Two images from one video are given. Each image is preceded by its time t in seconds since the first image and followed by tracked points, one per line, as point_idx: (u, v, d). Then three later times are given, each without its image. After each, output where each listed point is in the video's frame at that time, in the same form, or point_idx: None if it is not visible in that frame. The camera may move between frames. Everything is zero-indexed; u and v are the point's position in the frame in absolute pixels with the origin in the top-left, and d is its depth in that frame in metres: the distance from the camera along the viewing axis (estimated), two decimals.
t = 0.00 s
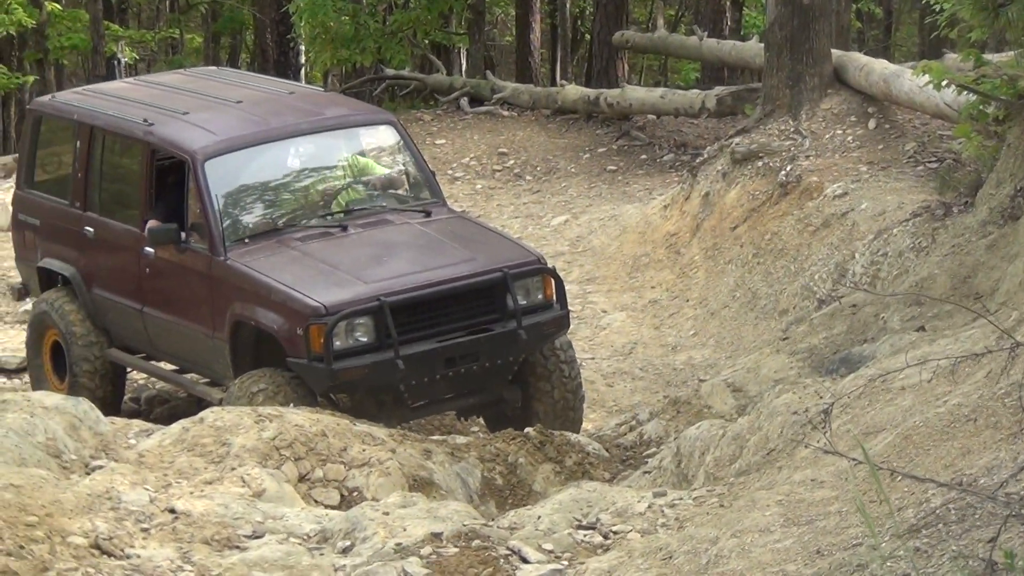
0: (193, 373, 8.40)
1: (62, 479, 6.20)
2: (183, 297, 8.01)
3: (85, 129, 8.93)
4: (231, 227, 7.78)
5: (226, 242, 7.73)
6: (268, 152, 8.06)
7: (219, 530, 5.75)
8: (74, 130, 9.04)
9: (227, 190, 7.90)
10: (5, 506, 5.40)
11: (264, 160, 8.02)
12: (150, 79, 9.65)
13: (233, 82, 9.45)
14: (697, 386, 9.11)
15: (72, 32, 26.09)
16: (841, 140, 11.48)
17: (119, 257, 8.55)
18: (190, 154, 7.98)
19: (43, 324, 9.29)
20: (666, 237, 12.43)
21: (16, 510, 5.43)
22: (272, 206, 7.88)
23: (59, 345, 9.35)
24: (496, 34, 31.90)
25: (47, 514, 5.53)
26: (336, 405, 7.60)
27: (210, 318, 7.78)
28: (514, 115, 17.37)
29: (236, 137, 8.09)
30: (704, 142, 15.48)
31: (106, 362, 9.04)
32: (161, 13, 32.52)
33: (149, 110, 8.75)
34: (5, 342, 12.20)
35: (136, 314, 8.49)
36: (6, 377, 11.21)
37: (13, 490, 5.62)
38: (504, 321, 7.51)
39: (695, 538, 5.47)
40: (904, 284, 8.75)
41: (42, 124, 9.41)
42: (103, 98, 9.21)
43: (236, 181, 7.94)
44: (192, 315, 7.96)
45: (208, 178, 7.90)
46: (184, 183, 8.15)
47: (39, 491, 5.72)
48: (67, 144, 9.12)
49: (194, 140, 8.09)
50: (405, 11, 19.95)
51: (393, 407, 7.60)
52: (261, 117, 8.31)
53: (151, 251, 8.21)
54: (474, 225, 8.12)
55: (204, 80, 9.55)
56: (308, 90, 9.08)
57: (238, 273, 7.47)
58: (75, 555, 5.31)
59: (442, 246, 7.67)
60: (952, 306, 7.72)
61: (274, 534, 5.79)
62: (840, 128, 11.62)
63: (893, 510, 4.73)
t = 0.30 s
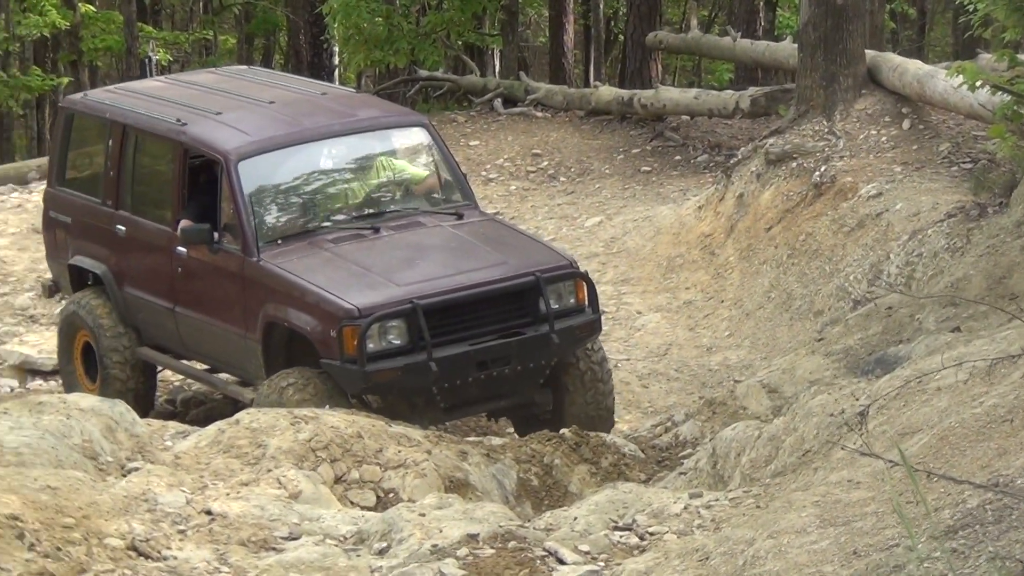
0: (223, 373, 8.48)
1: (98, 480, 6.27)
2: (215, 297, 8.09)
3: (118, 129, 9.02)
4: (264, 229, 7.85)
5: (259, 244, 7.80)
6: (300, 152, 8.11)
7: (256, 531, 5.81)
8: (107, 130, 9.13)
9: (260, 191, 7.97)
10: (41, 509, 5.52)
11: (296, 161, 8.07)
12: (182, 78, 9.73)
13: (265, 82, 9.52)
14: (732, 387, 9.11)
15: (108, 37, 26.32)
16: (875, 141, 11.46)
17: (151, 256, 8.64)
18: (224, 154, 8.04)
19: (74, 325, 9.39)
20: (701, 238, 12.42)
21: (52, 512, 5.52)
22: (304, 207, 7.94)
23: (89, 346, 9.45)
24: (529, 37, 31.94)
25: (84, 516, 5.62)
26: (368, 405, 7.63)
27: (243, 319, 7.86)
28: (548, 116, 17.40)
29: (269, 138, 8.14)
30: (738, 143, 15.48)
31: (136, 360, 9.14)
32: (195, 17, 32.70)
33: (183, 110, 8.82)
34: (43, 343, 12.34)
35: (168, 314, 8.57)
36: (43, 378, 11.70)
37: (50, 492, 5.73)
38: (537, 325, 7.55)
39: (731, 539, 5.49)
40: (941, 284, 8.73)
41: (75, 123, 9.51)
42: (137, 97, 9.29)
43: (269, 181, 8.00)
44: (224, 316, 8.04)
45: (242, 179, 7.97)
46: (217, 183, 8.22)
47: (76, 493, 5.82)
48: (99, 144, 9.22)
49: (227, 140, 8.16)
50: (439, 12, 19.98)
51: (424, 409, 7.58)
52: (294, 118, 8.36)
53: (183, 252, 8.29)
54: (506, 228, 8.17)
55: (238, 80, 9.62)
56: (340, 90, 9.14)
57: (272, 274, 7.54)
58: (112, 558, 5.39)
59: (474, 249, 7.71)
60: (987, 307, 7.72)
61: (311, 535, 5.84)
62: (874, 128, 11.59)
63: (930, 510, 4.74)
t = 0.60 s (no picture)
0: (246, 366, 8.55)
1: (128, 478, 6.33)
2: (238, 289, 8.16)
3: (143, 125, 9.12)
4: (287, 221, 7.91)
5: (282, 235, 7.87)
6: (324, 146, 8.18)
7: (285, 529, 5.86)
8: (132, 126, 9.24)
9: (284, 184, 8.03)
10: (71, 505, 5.61)
11: (320, 155, 8.13)
12: (208, 78, 9.84)
13: (291, 82, 9.61)
14: (762, 387, 9.11)
15: (141, 36, 26.51)
16: (907, 142, 11.44)
17: (175, 250, 8.71)
18: (248, 148, 8.11)
19: (98, 322, 9.49)
20: (732, 238, 12.41)
21: (82, 509, 5.61)
22: (328, 200, 8.00)
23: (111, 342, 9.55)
24: (561, 36, 31.95)
25: (114, 513, 5.69)
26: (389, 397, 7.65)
27: (265, 310, 7.92)
28: (579, 116, 17.41)
29: (293, 132, 8.21)
30: (770, 143, 15.46)
31: (159, 355, 9.21)
32: (228, 15, 32.86)
33: (208, 106, 8.91)
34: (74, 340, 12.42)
35: (191, 307, 8.65)
36: (74, 375, 11.89)
37: (80, 490, 5.82)
38: (557, 317, 7.58)
39: (761, 539, 5.50)
40: (973, 287, 8.72)
41: (100, 120, 9.62)
42: (164, 94, 9.38)
43: (293, 174, 8.06)
44: (247, 307, 8.10)
45: (266, 172, 8.04)
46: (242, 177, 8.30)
47: (107, 491, 5.91)
48: (124, 141, 9.33)
49: (251, 134, 8.23)
50: (471, 12, 19.98)
51: (445, 399, 7.56)
52: (319, 114, 8.43)
53: (207, 244, 8.36)
54: (527, 223, 8.21)
55: (263, 80, 9.71)
56: (365, 90, 9.21)
57: (295, 265, 7.61)
58: (141, 554, 5.44)
59: (495, 243, 7.75)
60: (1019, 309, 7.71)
61: (340, 534, 5.89)
62: (906, 129, 11.57)
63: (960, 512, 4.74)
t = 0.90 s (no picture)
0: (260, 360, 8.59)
1: (151, 476, 6.38)
2: (252, 282, 8.21)
3: (158, 122, 9.19)
4: (300, 214, 7.96)
5: (295, 227, 7.91)
6: (337, 140, 8.22)
7: (308, 527, 5.90)
8: (147, 124, 9.31)
9: (297, 177, 8.08)
10: (94, 503, 5.66)
11: (334, 149, 8.18)
12: (223, 78, 9.91)
13: (305, 81, 9.67)
14: (786, 386, 9.11)
15: (165, 35, 26.63)
16: (931, 140, 11.42)
17: (190, 246, 8.77)
18: (262, 142, 8.17)
19: (114, 319, 9.58)
20: (755, 237, 12.40)
21: (105, 507, 5.66)
22: (341, 194, 8.04)
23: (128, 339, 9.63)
24: (585, 34, 31.95)
25: (137, 511, 5.74)
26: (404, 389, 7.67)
27: (279, 301, 7.97)
28: (603, 114, 17.43)
29: (307, 126, 8.26)
30: (793, 141, 15.45)
31: (175, 350, 9.28)
32: (251, 14, 32.97)
33: (222, 102, 8.97)
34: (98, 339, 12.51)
35: (205, 302, 8.70)
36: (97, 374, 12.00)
37: (103, 488, 5.87)
38: (568, 306, 7.61)
39: (784, 538, 5.51)
40: (998, 286, 8.70)
41: (115, 120, 9.70)
42: (178, 93, 9.46)
43: (306, 168, 8.11)
44: (261, 300, 8.15)
45: (279, 165, 8.08)
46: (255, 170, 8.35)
47: (130, 489, 5.96)
48: (139, 140, 9.40)
49: (265, 129, 8.29)
50: (495, 9, 19.95)
51: (456, 388, 7.62)
52: (333, 109, 8.47)
53: (221, 238, 8.42)
54: (539, 215, 8.24)
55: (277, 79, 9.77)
56: (379, 87, 9.26)
57: (308, 256, 7.65)
58: (164, 552, 5.48)
59: (507, 234, 7.78)
60: None
61: (363, 532, 5.93)
62: (930, 128, 11.55)
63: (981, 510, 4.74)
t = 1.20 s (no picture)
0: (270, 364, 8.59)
1: (157, 476, 6.39)
2: (262, 286, 8.21)
3: (166, 125, 9.19)
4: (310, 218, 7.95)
5: (305, 232, 7.91)
6: (346, 143, 8.21)
7: (314, 528, 5.91)
8: (155, 128, 9.31)
9: (307, 180, 8.07)
10: (101, 505, 5.67)
11: (343, 152, 8.17)
12: (229, 80, 9.91)
13: (312, 83, 9.67)
14: (792, 387, 9.09)
15: (172, 35, 26.67)
16: (938, 141, 11.40)
17: (199, 251, 8.78)
18: (270, 146, 8.16)
19: (122, 322, 9.58)
20: (762, 238, 12.40)
21: (111, 508, 5.67)
22: (350, 198, 8.04)
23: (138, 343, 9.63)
24: (592, 34, 31.97)
25: (143, 512, 5.75)
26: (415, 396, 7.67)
27: (290, 307, 7.97)
28: (611, 114, 17.42)
29: (315, 130, 8.26)
30: (800, 142, 15.43)
31: (185, 354, 9.29)
32: (258, 14, 32.99)
33: (230, 106, 8.96)
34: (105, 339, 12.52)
35: (215, 307, 8.71)
36: (104, 374, 12.03)
37: (109, 489, 5.88)
38: (579, 310, 7.61)
39: (791, 539, 5.51)
40: (1005, 287, 8.69)
41: (123, 123, 9.70)
42: (185, 96, 9.45)
43: (316, 172, 8.10)
44: (271, 305, 8.15)
45: (288, 170, 8.08)
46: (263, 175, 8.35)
47: (136, 490, 5.97)
48: (147, 143, 9.41)
49: (274, 133, 8.28)
50: (503, 10, 20.00)
51: (466, 392, 7.64)
52: (341, 112, 8.47)
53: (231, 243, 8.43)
54: (548, 218, 8.24)
55: (284, 81, 9.77)
56: (386, 88, 9.27)
57: (318, 262, 7.65)
58: (171, 553, 5.49)
59: (517, 238, 7.78)
60: None
61: (369, 533, 5.94)
62: (937, 129, 11.54)
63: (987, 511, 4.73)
